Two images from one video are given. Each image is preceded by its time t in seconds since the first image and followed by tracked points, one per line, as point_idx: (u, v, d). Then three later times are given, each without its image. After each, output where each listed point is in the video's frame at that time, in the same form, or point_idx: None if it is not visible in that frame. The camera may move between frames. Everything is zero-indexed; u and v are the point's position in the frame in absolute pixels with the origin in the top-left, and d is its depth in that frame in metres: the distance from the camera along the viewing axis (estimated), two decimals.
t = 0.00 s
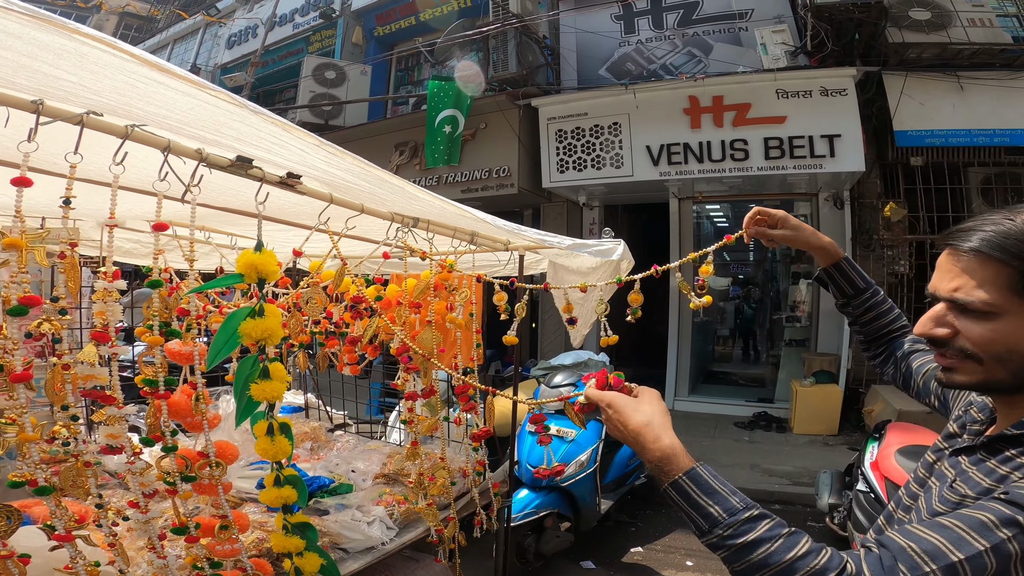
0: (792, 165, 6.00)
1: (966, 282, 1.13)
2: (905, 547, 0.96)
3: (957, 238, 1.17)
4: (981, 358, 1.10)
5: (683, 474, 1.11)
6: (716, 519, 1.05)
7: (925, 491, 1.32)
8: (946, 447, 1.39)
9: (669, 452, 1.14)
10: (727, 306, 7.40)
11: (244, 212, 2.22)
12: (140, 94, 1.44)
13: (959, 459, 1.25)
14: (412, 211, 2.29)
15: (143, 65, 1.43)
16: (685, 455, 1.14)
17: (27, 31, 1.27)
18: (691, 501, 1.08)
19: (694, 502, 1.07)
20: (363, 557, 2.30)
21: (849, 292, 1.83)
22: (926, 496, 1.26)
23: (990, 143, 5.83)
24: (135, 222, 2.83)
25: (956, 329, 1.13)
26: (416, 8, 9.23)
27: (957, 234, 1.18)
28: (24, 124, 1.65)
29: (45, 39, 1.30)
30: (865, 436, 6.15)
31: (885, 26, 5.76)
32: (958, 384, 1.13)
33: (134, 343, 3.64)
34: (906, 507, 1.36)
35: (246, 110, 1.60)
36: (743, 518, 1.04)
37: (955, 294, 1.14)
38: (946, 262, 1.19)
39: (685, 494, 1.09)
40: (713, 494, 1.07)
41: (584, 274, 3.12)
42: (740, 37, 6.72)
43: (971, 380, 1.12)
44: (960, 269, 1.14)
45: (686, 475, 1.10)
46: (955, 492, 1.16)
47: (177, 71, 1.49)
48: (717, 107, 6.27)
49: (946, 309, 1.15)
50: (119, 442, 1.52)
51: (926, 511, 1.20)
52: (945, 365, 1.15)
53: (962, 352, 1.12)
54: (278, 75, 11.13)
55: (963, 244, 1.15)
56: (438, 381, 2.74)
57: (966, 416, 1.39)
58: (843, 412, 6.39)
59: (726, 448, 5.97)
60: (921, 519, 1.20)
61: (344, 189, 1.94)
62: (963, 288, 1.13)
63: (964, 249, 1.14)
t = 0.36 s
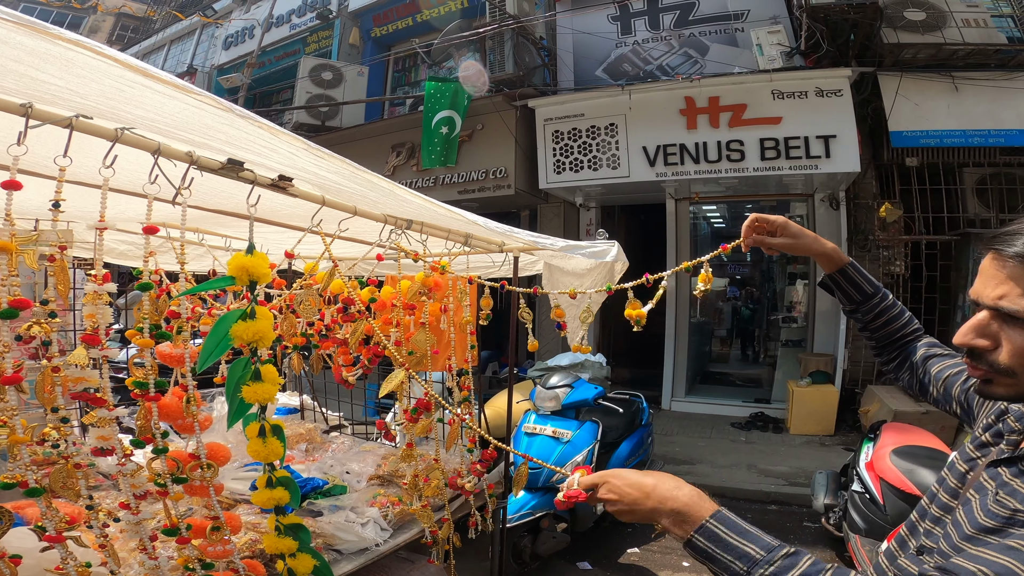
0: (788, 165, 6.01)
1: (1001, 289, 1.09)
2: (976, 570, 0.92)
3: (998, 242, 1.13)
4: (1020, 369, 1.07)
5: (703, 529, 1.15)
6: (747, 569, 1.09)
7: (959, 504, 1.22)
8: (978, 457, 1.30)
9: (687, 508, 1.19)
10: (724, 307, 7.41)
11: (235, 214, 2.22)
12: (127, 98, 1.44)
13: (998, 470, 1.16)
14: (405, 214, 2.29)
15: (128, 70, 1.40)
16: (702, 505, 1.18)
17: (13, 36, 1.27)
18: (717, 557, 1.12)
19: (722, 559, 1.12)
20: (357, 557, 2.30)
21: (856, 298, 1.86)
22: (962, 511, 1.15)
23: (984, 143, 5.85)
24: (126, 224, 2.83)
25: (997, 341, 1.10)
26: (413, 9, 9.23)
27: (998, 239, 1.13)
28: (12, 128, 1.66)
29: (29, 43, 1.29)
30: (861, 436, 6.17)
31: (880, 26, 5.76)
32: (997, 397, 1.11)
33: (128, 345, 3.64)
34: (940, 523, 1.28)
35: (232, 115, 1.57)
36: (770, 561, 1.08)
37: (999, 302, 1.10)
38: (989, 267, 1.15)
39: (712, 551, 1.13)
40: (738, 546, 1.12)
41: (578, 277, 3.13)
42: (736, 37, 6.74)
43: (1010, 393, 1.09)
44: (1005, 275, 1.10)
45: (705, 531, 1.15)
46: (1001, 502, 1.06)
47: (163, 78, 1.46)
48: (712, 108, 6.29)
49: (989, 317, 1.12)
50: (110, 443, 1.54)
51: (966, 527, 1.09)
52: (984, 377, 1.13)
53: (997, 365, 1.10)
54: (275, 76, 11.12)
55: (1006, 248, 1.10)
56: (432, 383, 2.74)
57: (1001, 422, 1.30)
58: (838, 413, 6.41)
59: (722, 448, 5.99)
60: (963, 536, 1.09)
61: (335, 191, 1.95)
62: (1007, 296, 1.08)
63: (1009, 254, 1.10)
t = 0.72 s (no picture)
0: (785, 165, 6.00)
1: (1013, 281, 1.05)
2: None
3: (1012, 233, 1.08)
4: None
5: (741, 491, 1.07)
6: (790, 534, 1.02)
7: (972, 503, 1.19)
8: (988, 455, 1.28)
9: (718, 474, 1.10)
10: (721, 307, 7.41)
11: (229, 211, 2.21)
12: (117, 90, 1.44)
13: (1013, 468, 1.14)
14: (401, 209, 2.27)
15: (121, 63, 1.44)
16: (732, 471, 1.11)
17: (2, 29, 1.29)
18: (758, 520, 1.04)
19: (762, 523, 1.03)
20: (352, 558, 2.28)
21: (846, 303, 1.84)
22: (980, 511, 1.12)
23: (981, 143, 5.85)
24: (118, 221, 2.81)
25: (1015, 336, 1.05)
26: (410, 9, 9.21)
27: (1008, 233, 1.10)
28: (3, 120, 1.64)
29: (17, 35, 1.32)
30: (859, 436, 6.16)
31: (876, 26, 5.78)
32: (1015, 391, 1.07)
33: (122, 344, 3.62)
34: (951, 523, 1.24)
35: (225, 107, 1.62)
36: (813, 527, 1.03)
37: (1014, 297, 1.05)
38: (1000, 262, 1.11)
39: (752, 514, 1.04)
40: (780, 510, 1.05)
41: (576, 275, 3.12)
42: (733, 37, 6.74)
43: None
44: (1017, 270, 1.05)
45: (745, 492, 1.07)
46: None
47: (157, 70, 1.52)
48: (709, 107, 6.29)
49: (1003, 314, 1.07)
50: (100, 442, 1.48)
51: (989, 525, 1.07)
52: (1003, 372, 1.09)
53: (1021, 360, 1.05)
54: (272, 77, 11.08)
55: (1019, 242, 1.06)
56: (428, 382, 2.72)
57: (1009, 420, 1.30)
58: (836, 412, 6.41)
59: (721, 448, 5.98)
60: (986, 535, 1.06)
61: (330, 187, 1.93)
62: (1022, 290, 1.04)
63: None
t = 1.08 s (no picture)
0: (783, 165, 6.01)
1: (1010, 274, 0.97)
2: None
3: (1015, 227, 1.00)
4: None
5: (870, 322, 0.85)
6: (901, 381, 0.81)
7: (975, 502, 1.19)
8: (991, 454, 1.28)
9: (838, 301, 0.89)
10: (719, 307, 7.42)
11: (228, 209, 2.20)
12: (119, 88, 1.43)
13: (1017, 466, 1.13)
14: (401, 207, 2.26)
15: (122, 59, 1.44)
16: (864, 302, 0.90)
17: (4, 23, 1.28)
18: (870, 354, 0.83)
19: (876, 358, 0.82)
20: (352, 557, 2.27)
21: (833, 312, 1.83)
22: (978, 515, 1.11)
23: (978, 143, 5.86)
24: (116, 220, 2.81)
25: (1017, 331, 0.97)
26: (408, 10, 9.19)
27: (1010, 226, 1.01)
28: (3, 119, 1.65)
29: (19, 30, 1.30)
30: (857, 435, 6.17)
31: (873, 26, 5.82)
32: (1015, 384, 1.00)
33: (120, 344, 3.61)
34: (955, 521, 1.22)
35: (226, 103, 1.62)
36: (940, 397, 0.80)
37: (1015, 292, 0.96)
38: (999, 257, 1.02)
39: (867, 343, 0.83)
40: (902, 354, 0.83)
41: (575, 274, 3.09)
42: (731, 37, 6.75)
43: None
44: (1019, 264, 0.96)
45: (873, 324, 0.85)
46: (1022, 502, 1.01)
47: (157, 64, 1.52)
48: (708, 107, 6.30)
49: (1004, 309, 0.98)
50: (98, 440, 1.51)
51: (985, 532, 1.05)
52: (1002, 365, 1.01)
53: (1023, 355, 0.97)
54: (270, 77, 11.07)
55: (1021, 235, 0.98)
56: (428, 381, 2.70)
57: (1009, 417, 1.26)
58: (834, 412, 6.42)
59: (719, 448, 5.99)
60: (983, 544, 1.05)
61: (330, 185, 1.92)
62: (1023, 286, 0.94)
63: None
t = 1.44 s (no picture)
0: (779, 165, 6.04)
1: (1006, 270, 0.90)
2: None
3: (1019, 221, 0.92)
4: None
5: (883, 210, 0.82)
6: (904, 261, 0.76)
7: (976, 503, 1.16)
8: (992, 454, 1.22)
9: (850, 193, 0.86)
10: (716, 307, 7.43)
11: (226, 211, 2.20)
12: (118, 90, 1.46)
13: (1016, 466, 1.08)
14: (399, 208, 2.27)
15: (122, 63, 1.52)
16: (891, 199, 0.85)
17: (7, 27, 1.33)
18: (874, 238, 0.79)
19: (879, 241, 0.79)
20: (350, 557, 2.28)
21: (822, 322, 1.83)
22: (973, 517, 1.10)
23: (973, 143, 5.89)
24: (115, 221, 2.81)
25: (1015, 329, 0.90)
26: (405, 11, 9.19)
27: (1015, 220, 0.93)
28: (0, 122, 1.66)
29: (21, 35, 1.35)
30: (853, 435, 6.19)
31: (869, 27, 5.84)
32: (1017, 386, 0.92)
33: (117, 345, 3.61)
34: (956, 520, 1.20)
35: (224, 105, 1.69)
36: (942, 282, 0.76)
37: (1013, 290, 0.88)
38: (1000, 254, 0.94)
39: (873, 226, 0.80)
40: (909, 238, 0.79)
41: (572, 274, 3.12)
42: (728, 38, 6.77)
43: None
44: (1019, 260, 0.88)
45: (885, 212, 0.81)
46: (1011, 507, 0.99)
47: (157, 68, 1.59)
48: (705, 108, 6.30)
49: (1003, 305, 0.91)
50: (97, 440, 1.51)
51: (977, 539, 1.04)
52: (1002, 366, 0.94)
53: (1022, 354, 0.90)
54: (267, 78, 11.06)
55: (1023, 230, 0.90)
56: (425, 382, 2.71)
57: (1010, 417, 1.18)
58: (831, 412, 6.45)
59: (717, 448, 6.00)
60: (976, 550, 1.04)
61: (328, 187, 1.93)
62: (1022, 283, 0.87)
63: None
